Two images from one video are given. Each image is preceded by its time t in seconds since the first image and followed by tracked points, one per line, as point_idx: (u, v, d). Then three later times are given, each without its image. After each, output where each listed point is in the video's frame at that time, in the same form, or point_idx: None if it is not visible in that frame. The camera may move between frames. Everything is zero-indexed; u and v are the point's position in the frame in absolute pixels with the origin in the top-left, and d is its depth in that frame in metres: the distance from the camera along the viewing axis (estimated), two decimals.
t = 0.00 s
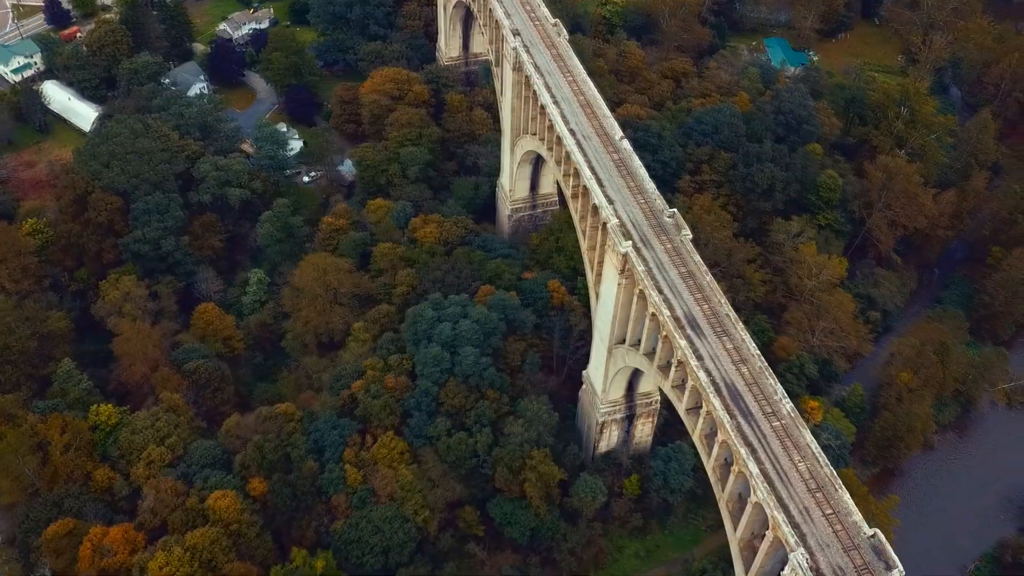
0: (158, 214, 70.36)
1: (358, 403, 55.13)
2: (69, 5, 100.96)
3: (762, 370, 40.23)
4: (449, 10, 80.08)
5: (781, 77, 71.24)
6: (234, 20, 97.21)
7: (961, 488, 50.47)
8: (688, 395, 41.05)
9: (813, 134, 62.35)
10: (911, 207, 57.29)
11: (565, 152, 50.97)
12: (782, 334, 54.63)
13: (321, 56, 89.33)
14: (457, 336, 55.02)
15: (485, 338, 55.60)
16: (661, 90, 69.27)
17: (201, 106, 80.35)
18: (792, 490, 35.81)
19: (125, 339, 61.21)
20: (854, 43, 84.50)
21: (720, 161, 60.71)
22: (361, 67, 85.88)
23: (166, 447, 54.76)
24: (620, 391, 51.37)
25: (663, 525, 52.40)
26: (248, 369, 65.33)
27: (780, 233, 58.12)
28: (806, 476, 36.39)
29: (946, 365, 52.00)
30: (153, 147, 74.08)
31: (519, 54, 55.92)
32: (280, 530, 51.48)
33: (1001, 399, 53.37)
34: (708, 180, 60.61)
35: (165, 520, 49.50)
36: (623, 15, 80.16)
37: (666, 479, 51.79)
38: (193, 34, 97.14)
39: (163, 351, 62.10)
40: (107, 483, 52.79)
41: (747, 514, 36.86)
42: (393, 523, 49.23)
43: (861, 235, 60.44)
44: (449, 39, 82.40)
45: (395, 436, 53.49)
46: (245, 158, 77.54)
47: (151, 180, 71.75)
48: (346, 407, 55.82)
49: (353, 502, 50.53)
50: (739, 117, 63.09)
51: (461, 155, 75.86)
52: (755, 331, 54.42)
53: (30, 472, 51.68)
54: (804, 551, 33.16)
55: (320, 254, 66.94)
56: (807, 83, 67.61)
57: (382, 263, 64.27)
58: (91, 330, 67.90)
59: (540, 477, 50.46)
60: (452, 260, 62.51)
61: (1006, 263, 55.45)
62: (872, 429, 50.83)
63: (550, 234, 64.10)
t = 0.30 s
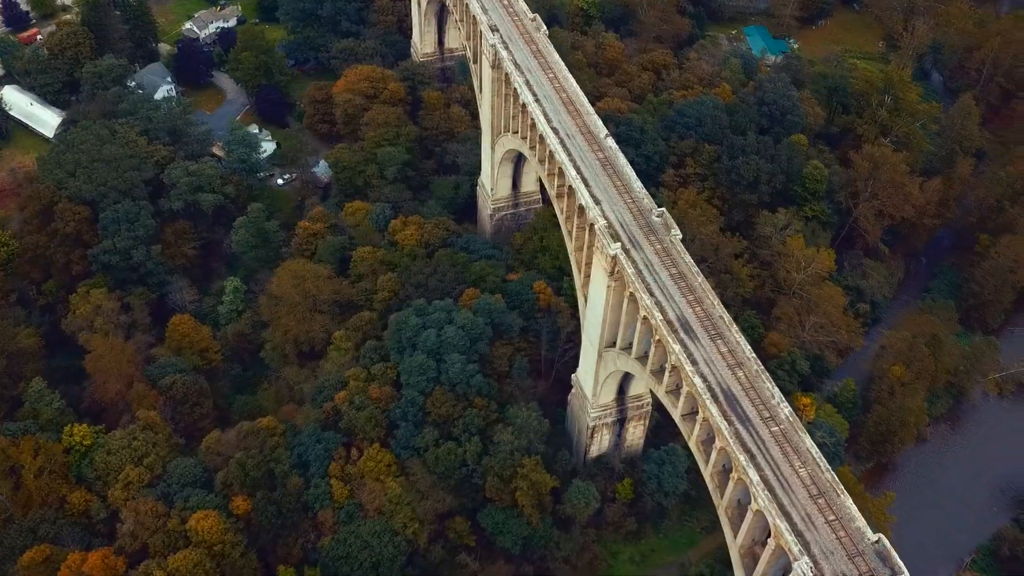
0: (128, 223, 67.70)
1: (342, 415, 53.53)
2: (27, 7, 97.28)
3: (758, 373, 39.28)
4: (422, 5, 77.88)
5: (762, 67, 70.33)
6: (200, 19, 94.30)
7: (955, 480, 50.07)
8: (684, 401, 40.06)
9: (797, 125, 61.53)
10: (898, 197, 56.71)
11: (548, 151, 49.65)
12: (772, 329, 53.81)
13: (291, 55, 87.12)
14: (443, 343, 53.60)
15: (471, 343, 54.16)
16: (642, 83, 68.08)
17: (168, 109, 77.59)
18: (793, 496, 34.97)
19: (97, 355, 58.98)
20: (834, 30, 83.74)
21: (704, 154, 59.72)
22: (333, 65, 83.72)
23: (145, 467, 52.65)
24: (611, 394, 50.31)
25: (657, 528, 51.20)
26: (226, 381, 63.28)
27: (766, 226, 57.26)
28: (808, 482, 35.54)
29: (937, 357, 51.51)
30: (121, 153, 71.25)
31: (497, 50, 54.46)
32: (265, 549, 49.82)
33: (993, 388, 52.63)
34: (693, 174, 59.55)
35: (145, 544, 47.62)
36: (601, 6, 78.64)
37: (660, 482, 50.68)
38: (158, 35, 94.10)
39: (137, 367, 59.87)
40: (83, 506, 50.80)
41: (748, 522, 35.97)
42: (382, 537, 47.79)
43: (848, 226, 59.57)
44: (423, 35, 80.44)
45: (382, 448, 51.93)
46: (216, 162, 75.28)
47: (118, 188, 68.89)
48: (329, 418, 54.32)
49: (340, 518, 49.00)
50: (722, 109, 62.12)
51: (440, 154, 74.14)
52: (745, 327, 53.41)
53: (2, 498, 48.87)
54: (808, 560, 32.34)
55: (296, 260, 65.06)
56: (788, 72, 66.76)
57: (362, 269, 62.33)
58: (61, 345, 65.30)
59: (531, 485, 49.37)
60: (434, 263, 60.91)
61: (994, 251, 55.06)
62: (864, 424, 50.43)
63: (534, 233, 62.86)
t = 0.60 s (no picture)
0: (97, 234, 65.28)
1: (325, 427, 51.94)
2: None
3: (754, 377, 38.24)
4: None
5: (742, 55, 69.44)
6: (163, 17, 91.07)
7: (948, 470, 49.48)
8: (678, 406, 38.97)
9: (780, 115, 60.74)
10: (886, 186, 56.12)
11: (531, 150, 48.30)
12: (761, 325, 53.01)
13: (260, 54, 85.04)
14: (428, 350, 52.05)
15: (456, 349, 52.77)
16: (622, 75, 66.87)
17: (134, 113, 74.85)
18: (795, 503, 33.98)
19: (68, 373, 56.73)
20: (812, 15, 82.94)
21: (688, 148, 58.93)
22: (304, 63, 81.47)
23: (122, 489, 50.18)
24: (601, 397, 49.12)
25: (651, 532, 50.22)
26: (204, 395, 61.28)
27: (752, 220, 56.47)
28: (809, 488, 34.57)
29: (928, 348, 50.77)
30: (86, 162, 68.83)
31: (475, 47, 53.02)
32: (250, 569, 48.10)
33: (984, 377, 52.14)
34: (676, 168, 58.67)
35: (126, 569, 45.58)
36: None
37: (653, 485, 49.54)
38: (120, 35, 90.93)
39: (111, 383, 57.58)
40: (60, 531, 48.42)
41: (748, 531, 34.94)
42: (372, 553, 45.95)
43: (834, 216, 58.93)
44: (396, 30, 78.35)
45: (368, 460, 50.33)
46: (186, 167, 73.01)
47: (87, 199, 66.44)
48: (313, 431, 52.56)
49: (327, 534, 47.52)
50: (704, 100, 61.13)
51: (417, 153, 72.37)
52: (733, 323, 52.64)
53: None
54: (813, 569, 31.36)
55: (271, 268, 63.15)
56: (769, 60, 65.84)
57: (341, 275, 60.87)
58: (30, 362, 62.57)
59: (523, 494, 47.91)
60: (415, 267, 59.34)
61: (980, 239, 54.63)
62: (857, 418, 49.36)
63: (517, 233, 61.46)
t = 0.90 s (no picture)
0: (60, 248, 62.86)
1: (306, 443, 50.22)
2: None
3: (748, 381, 37.33)
4: None
5: (719, 45, 68.74)
6: (122, 19, 88.00)
7: (938, 460, 48.84)
8: (671, 413, 37.97)
9: (759, 106, 60.13)
10: (866, 174, 55.83)
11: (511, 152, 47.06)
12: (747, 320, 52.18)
13: (223, 55, 82.22)
14: (410, 360, 50.84)
15: (439, 358, 51.46)
16: (597, 68, 65.64)
17: (95, 121, 72.17)
18: (795, 511, 33.13)
19: (35, 395, 54.28)
20: (784, 2, 82.25)
21: (667, 142, 58.06)
22: (270, 64, 79.15)
23: (97, 515, 47.53)
24: (589, 402, 48.00)
25: (643, 536, 48.90)
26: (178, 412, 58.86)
27: (734, 213, 55.60)
28: (808, 494, 33.75)
29: (916, 340, 50.18)
30: (47, 174, 65.82)
31: (449, 46, 51.65)
32: None
33: (971, 366, 51.60)
34: (656, 162, 57.72)
35: None
36: None
37: (644, 490, 48.44)
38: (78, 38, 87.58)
39: (80, 405, 55.05)
40: (31, 563, 45.84)
41: (747, 540, 34.02)
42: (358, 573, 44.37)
43: (817, 207, 58.23)
44: (364, 28, 76.14)
45: (352, 476, 48.79)
46: (150, 175, 70.63)
47: (48, 211, 64.18)
48: (294, 448, 50.70)
49: (312, 554, 45.51)
50: (682, 93, 60.17)
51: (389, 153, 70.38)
52: (719, 320, 51.69)
53: None
54: None
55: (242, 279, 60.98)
56: (745, 50, 64.92)
57: (316, 283, 59.06)
58: None
59: (512, 504, 46.90)
60: (392, 273, 57.66)
61: (963, 226, 54.31)
62: (846, 412, 48.79)
63: (495, 234, 60.28)
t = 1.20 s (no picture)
0: (24, 265, 59.56)
1: (288, 460, 48.50)
2: None
3: (743, 386, 36.27)
4: None
5: (696, 35, 67.68)
6: (80, 21, 84.88)
7: (931, 452, 48.43)
8: (665, 421, 36.85)
9: (740, 97, 59.15)
10: (852, 165, 54.46)
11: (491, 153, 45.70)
12: (734, 318, 51.38)
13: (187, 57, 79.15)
14: (393, 372, 49.13)
15: (422, 367, 49.80)
16: (574, 62, 64.37)
17: (55, 130, 69.09)
18: (796, 520, 32.11)
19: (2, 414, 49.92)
20: None
21: (648, 137, 57.10)
22: (237, 65, 76.77)
23: (72, 544, 44.89)
24: (578, 407, 46.81)
25: (637, 542, 47.73)
26: (153, 431, 56.62)
27: (719, 208, 54.61)
28: (809, 502, 32.75)
29: (907, 332, 49.52)
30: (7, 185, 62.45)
31: (424, 46, 50.17)
32: None
33: (961, 355, 50.77)
34: (637, 159, 56.75)
35: None
36: None
37: (636, 496, 47.20)
38: (34, 43, 84.27)
39: (51, 426, 51.76)
40: None
41: (748, 551, 32.93)
42: None
43: (801, 199, 57.63)
44: (333, 25, 73.84)
45: (336, 492, 47.05)
46: (116, 184, 67.44)
47: (10, 226, 60.13)
48: (276, 465, 48.86)
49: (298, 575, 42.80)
50: (662, 87, 59.14)
51: (363, 155, 68.79)
52: (707, 318, 50.88)
53: None
54: None
55: (218, 291, 59.48)
56: (723, 39, 63.80)
57: (293, 293, 57.35)
58: None
59: (503, 517, 45.33)
60: (371, 280, 56.11)
61: (949, 214, 53.69)
62: (837, 408, 47.94)
63: (475, 237, 58.92)
